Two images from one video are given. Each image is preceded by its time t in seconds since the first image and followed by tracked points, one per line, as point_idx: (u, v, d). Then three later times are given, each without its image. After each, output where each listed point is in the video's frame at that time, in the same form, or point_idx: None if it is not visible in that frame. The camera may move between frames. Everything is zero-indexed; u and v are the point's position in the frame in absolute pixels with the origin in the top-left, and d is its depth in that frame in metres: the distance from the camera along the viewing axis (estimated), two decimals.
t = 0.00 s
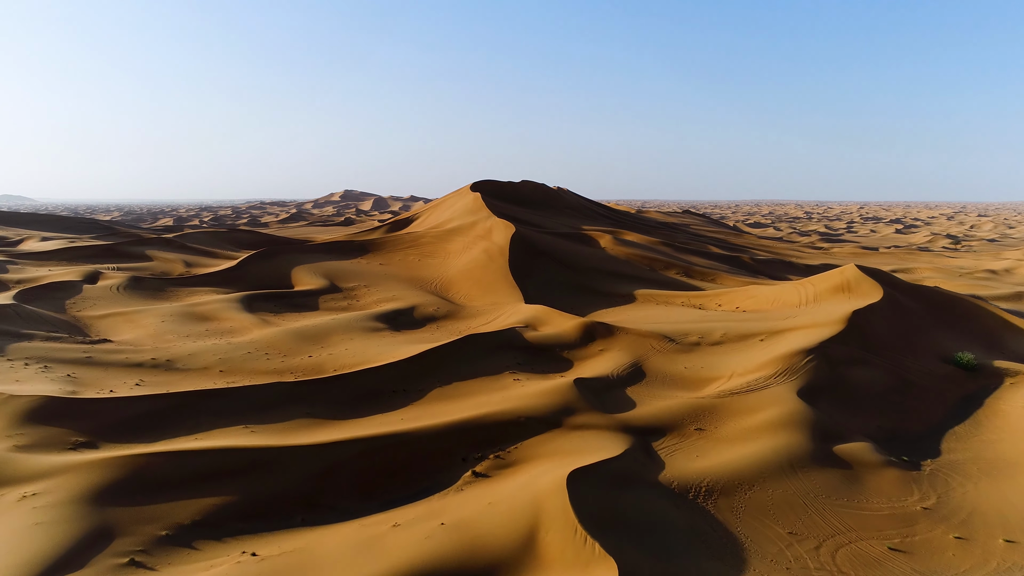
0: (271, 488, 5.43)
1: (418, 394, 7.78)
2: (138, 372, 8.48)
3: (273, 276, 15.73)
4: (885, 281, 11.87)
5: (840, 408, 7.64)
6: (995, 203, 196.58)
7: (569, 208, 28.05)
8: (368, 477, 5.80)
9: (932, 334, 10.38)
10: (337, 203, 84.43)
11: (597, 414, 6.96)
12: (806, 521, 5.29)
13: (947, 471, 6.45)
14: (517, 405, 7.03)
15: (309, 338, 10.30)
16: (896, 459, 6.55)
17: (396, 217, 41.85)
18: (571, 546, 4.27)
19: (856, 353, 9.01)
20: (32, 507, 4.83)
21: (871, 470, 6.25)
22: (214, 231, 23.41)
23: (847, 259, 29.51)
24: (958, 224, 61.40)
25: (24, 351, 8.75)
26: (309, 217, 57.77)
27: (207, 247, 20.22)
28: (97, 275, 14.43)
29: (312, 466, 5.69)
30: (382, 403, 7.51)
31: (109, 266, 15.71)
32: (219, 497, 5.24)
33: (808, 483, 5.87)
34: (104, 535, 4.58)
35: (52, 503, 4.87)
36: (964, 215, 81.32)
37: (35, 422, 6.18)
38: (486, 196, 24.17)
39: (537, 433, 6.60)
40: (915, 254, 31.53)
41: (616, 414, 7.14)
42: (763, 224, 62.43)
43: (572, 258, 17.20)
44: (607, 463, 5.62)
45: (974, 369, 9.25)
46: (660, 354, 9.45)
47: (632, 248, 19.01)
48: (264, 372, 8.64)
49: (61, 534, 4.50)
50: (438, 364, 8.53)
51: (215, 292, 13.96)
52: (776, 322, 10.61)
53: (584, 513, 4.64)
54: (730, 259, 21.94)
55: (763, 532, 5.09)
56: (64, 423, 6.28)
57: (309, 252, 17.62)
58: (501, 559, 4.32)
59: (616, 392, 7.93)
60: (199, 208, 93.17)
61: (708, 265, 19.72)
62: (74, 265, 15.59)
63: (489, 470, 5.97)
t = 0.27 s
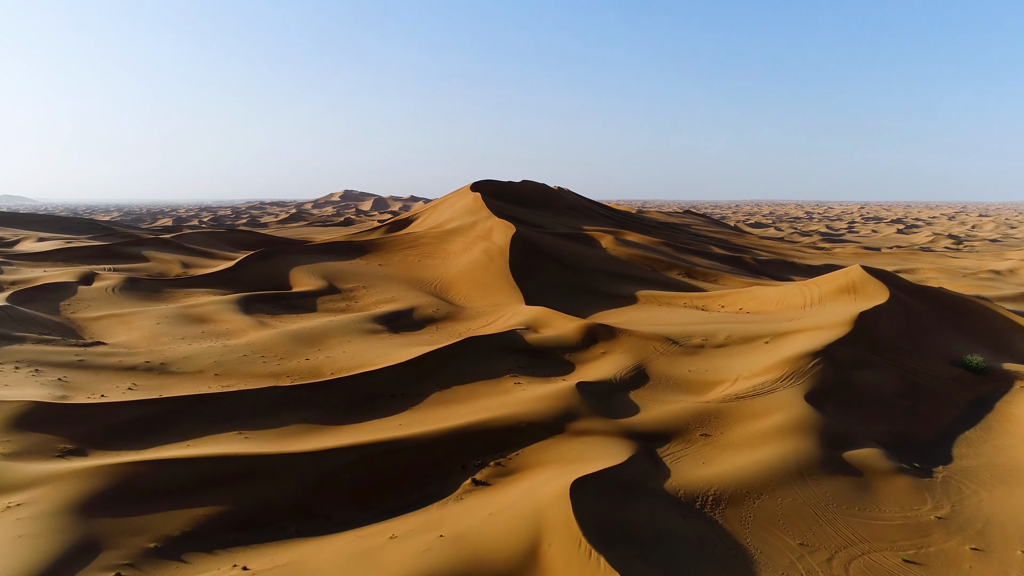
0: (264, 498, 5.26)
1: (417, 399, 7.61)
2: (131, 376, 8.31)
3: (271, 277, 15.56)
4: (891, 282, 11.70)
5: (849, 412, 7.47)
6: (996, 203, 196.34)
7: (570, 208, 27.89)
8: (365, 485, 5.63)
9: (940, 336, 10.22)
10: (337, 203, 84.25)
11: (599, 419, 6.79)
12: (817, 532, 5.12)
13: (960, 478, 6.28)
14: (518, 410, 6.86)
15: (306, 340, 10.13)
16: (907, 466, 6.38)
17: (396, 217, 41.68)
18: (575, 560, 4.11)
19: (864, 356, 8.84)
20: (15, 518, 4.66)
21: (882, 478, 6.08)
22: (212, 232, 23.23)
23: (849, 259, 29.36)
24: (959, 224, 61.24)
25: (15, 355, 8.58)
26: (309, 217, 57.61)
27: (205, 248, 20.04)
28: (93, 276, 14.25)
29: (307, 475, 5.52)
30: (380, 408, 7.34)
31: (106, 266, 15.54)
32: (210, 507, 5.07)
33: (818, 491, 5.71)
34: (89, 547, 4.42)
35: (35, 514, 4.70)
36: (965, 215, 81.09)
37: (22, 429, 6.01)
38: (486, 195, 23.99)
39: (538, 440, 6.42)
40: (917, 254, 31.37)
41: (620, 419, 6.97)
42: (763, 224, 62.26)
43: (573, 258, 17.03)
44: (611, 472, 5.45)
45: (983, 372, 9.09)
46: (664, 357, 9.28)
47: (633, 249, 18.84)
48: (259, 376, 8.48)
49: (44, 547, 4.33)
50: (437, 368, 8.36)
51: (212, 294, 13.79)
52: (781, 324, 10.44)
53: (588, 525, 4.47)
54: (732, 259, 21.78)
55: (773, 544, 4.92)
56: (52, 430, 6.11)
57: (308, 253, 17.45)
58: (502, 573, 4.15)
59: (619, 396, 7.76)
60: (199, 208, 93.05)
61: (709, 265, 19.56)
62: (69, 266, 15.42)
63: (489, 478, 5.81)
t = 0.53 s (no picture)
0: (255, 509, 5.06)
1: (415, 404, 7.41)
2: (122, 380, 8.11)
3: (269, 278, 15.36)
4: (898, 283, 11.51)
5: (859, 418, 7.27)
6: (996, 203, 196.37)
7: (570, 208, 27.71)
8: (361, 496, 5.43)
9: (948, 338, 10.02)
10: (337, 203, 84.08)
11: (603, 426, 6.59)
12: (831, 546, 4.92)
13: (976, 487, 6.08)
14: (519, 416, 6.66)
15: (303, 343, 9.92)
16: (921, 475, 6.19)
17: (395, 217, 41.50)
18: None
19: (872, 359, 8.65)
20: None
21: (896, 487, 5.89)
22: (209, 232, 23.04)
23: (851, 260, 29.20)
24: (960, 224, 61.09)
25: (4, 358, 8.38)
26: (308, 217, 57.47)
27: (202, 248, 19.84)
28: (87, 277, 14.06)
29: (300, 485, 5.32)
30: (377, 414, 7.14)
31: (101, 267, 15.34)
32: (199, 520, 4.87)
33: (831, 501, 5.51)
34: (70, 563, 4.22)
35: (15, 527, 4.50)
36: (966, 215, 80.92)
37: (6, 437, 5.81)
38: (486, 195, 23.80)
39: (539, 447, 6.22)
40: (920, 255, 31.23)
41: (624, 425, 6.76)
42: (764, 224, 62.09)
43: (574, 259, 16.84)
44: (615, 483, 5.25)
45: (994, 376, 8.89)
46: (668, 360, 9.08)
47: (635, 249, 18.65)
48: (254, 380, 8.28)
49: (22, 563, 4.13)
50: (436, 372, 8.16)
51: (208, 295, 13.59)
52: (786, 327, 10.24)
53: (593, 540, 4.27)
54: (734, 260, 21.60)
55: (786, 560, 4.72)
56: (37, 438, 5.90)
57: (306, 253, 17.25)
58: None
59: (623, 401, 7.56)
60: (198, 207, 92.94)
61: (712, 266, 19.37)
62: (64, 267, 15.21)
63: (489, 488, 5.61)
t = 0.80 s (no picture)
0: (246, 521, 4.88)
1: (413, 409, 7.22)
2: (113, 385, 7.91)
3: (266, 279, 15.16)
4: (905, 284, 11.32)
5: (870, 423, 7.08)
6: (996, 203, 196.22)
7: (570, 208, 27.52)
8: (356, 506, 5.24)
9: (958, 341, 9.83)
10: (337, 203, 83.91)
11: (607, 432, 6.39)
12: (845, 561, 4.74)
13: (992, 496, 5.90)
14: (520, 422, 6.47)
15: (299, 346, 9.73)
16: (935, 483, 6.01)
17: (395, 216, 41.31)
18: None
19: (881, 363, 8.46)
20: None
21: (911, 496, 5.70)
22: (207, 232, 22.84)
23: (854, 260, 29.05)
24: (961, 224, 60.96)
25: None
26: (308, 217, 57.35)
27: (199, 249, 19.64)
28: (81, 278, 13.86)
29: (293, 496, 5.13)
30: (374, 419, 6.95)
31: (96, 268, 15.14)
32: (187, 533, 4.69)
33: (844, 512, 5.32)
34: None
35: None
36: (967, 215, 80.74)
37: None
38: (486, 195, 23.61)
39: (541, 454, 6.03)
40: (923, 255, 31.07)
41: (628, 432, 6.56)
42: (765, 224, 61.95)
43: (575, 260, 16.64)
44: (621, 493, 5.05)
45: (1005, 380, 8.70)
46: (672, 364, 8.89)
47: (636, 250, 18.46)
48: (248, 384, 8.08)
49: None
50: (435, 375, 7.97)
51: (204, 296, 13.39)
52: (792, 329, 10.05)
53: (599, 556, 4.08)
54: (737, 260, 21.40)
55: None
56: (22, 446, 5.71)
57: (304, 254, 17.05)
58: None
59: (626, 407, 7.36)
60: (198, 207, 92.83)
61: (714, 266, 19.18)
62: (59, 268, 15.02)
63: (489, 498, 5.41)
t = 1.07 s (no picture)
0: (238, 533, 4.72)
1: (411, 414, 7.05)
2: (106, 389, 7.75)
3: (264, 280, 15.00)
4: (911, 285, 11.16)
5: (879, 429, 6.92)
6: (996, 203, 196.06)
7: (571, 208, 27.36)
8: (352, 515, 5.08)
9: (966, 343, 9.68)
10: (336, 203, 83.71)
11: (611, 438, 6.22)
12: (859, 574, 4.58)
13: (1006, 504, 5.74)
14: (522, 428, 6.30)
15: (296, 348, 9.56)
16: (948, 491, 5.85)
17: (395, 216, 41.16)
18: None
19: (889, 366, 8.29)
20: None
21: (923, 505, 5.54)
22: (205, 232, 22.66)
23: (856, 260, 28.90)
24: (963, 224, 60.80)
25: None
26: (308, 217, 57.15)
27: (197, 249, 19.47)
28: (76, 279, 13.69)
29: (287, 506, 4.97)
30: (372, 425, 6.78)
31: (91, 269, 14.97)
32: (177, 546, 4.53)
33: (856, 522, 5.16)
34: None
35: None
36: (969, 215, 80.60)
37: None
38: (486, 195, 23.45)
39: (543, 461, 5.87)
40: (926, 255, 30.99)
41: (632, 437, 6.40)
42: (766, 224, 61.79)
43: (576, 260, 16.48)
44: (626, 502, 4.89)
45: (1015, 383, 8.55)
46: (675, 366, 8.73)
47: (638, 250, 18.30)
48: (244, 388, 7.92)
49: None
50: (434, 379, 7.80)
51: (201, 297, 13.23)
52: (797, 331, 9.89)
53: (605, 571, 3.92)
54: (739, 261, 21.25)
55: None
56: (8, 454, 5.55)
57: (302, 254, 16.89)
58: None
59: (630, 411, 7.19)
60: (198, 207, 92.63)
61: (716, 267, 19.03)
62: (54, 269, 14.84)
63: (490, 507, 5.25)
